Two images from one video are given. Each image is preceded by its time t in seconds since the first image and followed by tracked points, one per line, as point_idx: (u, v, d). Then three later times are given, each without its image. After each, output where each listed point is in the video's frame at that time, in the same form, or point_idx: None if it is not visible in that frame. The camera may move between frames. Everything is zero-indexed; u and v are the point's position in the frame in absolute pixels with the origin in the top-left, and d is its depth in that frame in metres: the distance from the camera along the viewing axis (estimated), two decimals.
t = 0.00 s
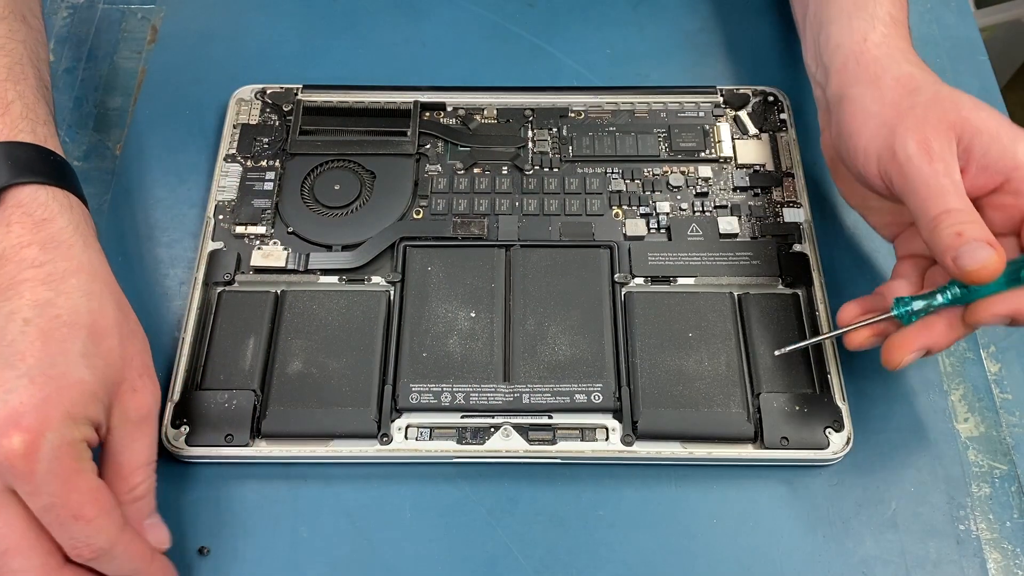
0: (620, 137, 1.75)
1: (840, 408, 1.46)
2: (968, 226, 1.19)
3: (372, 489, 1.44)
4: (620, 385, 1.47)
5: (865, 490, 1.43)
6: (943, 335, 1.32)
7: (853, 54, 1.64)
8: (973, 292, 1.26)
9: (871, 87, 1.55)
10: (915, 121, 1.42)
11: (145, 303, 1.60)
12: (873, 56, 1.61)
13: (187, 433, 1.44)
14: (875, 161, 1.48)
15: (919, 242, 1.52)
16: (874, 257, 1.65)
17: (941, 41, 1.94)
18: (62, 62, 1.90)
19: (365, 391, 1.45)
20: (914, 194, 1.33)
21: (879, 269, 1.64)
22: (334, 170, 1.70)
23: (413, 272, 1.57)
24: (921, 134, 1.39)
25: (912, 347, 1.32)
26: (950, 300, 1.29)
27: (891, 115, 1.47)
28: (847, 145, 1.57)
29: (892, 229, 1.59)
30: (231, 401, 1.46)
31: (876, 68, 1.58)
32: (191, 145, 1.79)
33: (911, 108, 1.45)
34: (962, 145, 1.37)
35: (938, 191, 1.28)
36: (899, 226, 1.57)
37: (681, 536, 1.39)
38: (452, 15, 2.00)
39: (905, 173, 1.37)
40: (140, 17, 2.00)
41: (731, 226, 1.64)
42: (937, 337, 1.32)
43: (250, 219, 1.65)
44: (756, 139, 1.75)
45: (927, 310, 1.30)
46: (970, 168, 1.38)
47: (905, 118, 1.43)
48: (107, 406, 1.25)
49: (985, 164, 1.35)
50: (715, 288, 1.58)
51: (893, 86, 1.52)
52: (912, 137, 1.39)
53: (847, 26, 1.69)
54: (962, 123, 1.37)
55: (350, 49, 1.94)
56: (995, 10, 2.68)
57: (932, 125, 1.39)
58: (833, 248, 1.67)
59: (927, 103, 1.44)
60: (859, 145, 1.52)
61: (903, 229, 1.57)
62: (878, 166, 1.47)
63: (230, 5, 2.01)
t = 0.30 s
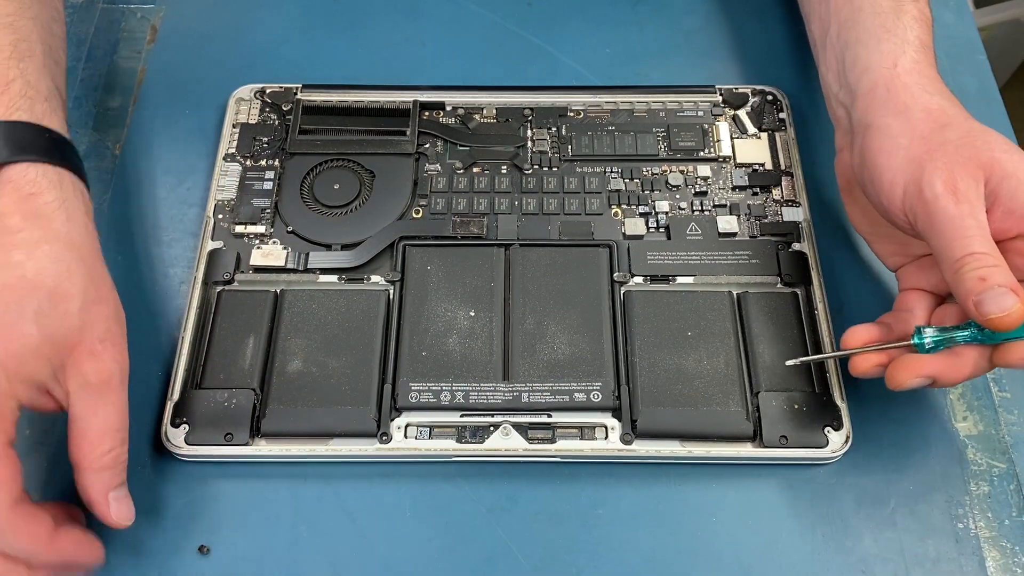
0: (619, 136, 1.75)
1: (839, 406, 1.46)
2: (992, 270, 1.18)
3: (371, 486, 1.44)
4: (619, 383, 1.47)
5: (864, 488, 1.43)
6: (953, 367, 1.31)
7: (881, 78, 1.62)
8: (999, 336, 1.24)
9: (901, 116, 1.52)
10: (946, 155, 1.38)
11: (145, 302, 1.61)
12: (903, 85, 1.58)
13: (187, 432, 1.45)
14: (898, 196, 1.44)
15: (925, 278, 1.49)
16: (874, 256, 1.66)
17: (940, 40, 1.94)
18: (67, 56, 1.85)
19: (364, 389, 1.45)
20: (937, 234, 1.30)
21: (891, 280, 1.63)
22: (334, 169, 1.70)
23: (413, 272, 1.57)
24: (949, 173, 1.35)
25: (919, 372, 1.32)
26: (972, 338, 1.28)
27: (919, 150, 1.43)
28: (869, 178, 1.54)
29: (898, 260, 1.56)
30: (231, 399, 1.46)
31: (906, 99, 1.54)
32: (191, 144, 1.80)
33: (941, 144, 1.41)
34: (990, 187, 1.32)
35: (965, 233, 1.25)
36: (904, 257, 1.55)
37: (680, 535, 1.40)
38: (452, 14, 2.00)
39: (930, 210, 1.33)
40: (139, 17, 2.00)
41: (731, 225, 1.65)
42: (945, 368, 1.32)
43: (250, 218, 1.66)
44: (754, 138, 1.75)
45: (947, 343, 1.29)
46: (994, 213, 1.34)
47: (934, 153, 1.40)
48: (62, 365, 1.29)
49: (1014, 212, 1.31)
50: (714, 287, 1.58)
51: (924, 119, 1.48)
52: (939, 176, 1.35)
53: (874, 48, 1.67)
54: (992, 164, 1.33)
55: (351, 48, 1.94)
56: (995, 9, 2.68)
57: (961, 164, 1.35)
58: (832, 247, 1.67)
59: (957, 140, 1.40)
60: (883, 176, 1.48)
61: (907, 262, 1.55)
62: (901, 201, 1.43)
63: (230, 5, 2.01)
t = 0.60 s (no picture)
0: (619, 134, 1.75)
1: (838, 403, 1.46)
2: (982, 267, 1.20)
3: (370, 484, 1.44)
4: (619, 380, 1.48)
5: (863, 485, 1.44)
6: (927, 346, 1.37)
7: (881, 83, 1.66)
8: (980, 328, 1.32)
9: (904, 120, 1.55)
10: (943, 160, 1.43)
11: (147, 300, 1.61)
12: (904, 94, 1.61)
13: (187, 429, 1.45)
14: (897, 196, 1.46)
15: (917, 280, 1.53)
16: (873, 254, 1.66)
17: (939, 39, 1.94)
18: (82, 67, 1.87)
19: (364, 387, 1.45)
20: (931, 232, 1.33)
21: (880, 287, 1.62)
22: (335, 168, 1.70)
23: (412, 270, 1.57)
24: (949, 176, 1.39)
25: (894, 340, 1.36)
26: (954, 325, 1.36)
27: (919, 151, 1.47)
28: (866, 180, 1.56)
29: (890, 264, 1.59)
30: (231, 398, 1.46)
31: (907, 107, 1.58)
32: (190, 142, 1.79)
33: (940, 149, 1.45)
34: (984, 194, 1.38)
35: (960, 231, 1.28)
36: (898, 261, 1.59)
37: (680, 532, 1.40)
38: (452, 13, 2.00)
39: (929, 205, 1.36)
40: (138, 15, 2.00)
41: (730, 223, 1.65)
42: (920, 346, 1.37)
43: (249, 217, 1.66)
44: (754, 137, 1.76)
45: (929, 325, 1.37)
46: (987, 218, 1.38)
47: (934, 156, 1.44)
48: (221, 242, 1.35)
49: (1005, 221, 1.36)
50: (713, 285, 1.59)
51: (923, 125, 1.52)
52: (939, 177, 1.39)
53: (875, 59, 1.70)
54: (988, 174, 1.38)
55: (350, 46, 1.94)
56: (994, 7, 2.68)
57: (959, 170, 1.40)
58: (831, 245, 1.67)
59: (955, 147, 1.44)
60: (880, 176, 1.51)
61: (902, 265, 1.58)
62: (899, 200, 1.46)
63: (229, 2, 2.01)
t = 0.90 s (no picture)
0: (618, 132, 1.76)
1: (837, 399, 1.46)
2: (956, 249, 1.26)
3: (371, 481, 1.44)
4: (618, 377, 1.48)
5: (862, 481, 1.44)
6: (906, 327, 1.41)
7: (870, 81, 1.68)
8: (957, 309, 1.35)
9: (884, 111, 1.60)
10: (920, 148, 1.48)
11: (148, 298, 1.61)
12: (888, 89, 1.65)
13: (187, 427, 1.45)
14: (877, 183, 1.52)
15: (902, 267, 1.55)
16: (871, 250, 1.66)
17: (937, 37, 1.95)
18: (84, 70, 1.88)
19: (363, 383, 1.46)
20: (909, 216, 1.38)
21: (868, 277, 1.63)
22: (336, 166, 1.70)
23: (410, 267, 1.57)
24: (926, 163, 1.45)
25: (875, 325, 1.40)
26: (932, 305, 1.38)
27: (897, 139, 1.52)
28: (849, 168, 1.60)
29: (876, 252, 1.61)
30: (231, 395, 1.47)
31: (890, 100, 1.62)
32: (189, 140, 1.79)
33: (920, 137, 1.51)
34: (961, 179, 1.43)
35: (936, 215, 1.34)
36: (883, 249, 1.60)
37: (679, 528, 1.40)
38: (451, 11, 2.01)
39: (905, 193, 1.42)
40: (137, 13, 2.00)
41: (729, 220, 1.65)
42: (900, 327, 1.41)
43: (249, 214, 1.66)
44: (753, 134, 1.76)
45: (909, 306, 1.39)
46: (964, 203, 1.44)
47: (912, 144, 1.49)
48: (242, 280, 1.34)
49: (980, 202, 1.42)
50: (713, 282, 1.59)
51: (904, 116, 1.57)
52: (917, 164, 1.45)
53: (860, 56, 1.73)
54: (964, 159, 1.44)
55: (350, 45, 1.94)
56: (992, 6, 2.69)
57: (935, 157, 1.45)
58: (829, 242, 1.67)
59: (934, 136, 1.50)
60: (864, 164, 1.55)
61: (885, 253, 1.60)
62: (879, 187, 1.51)
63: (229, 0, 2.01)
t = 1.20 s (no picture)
0: (618, 130, 1.76)
1: (836, 397, 1.47)
2: (955, 243, 1.27)
3: (370, 477, 1.44)
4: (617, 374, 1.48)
5: (861, 478, 1.44)
6: (904, 322, 1.40)
7: (868, 78, 1.68)
8: (955, 304, 1.36)
9: (883, 107, 1.60)
10: (918, 143, 1.48)
11: (148, 295, 1.62)
12: (885, 87, 1.65)
13: (187, 424, 1.45)
14: (875, 178, 1.52)
15: (900, 263, 1.55)
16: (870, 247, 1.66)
17: (937, 34, 1.95)
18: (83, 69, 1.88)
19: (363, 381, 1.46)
20: (906, 210, 1.39)
21: (867, 273, 1.63)
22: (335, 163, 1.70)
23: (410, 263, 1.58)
24: (923, 158, 1.45)
25: (873, 319, 1.40)
26: (929, 300, 1.39)
27: (895, 134, 1.53)
28: (848, 165, 1.60)
29: (875, 250, 1.61)
30: (231, 392, 1.47)
31: (888, 97, 1.62)
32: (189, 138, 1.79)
33: (917, 133, 1.51)
34: (958, 174, 1.43)
35: (933, 209, 1.34)
36: (882, 246, 1.60)
37: (679, 525, 1.40)
38: (450, 8, 2.01)
39: (903, 188, 1.42)
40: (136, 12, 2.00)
41: (728, 217, 1.65)
42: (898, 322, 1.41)
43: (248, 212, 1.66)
44: (752, 131, 1.76)
45: (906, 301, 1.40)
46: (962, 198, 1.44)
47: (910, 140, 1.49)
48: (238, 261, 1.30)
49: (978, 197, 1.42)
50: (712, 279, 1.59)
51: (901, 113, 1.57)
52: (915, 159, 1.45)
53: (858, 54, 1.73)
54: (961, 154, 1.44)
55: (349, 42, 1.94)
56: (991, 4, 2.69)
57: (933, 153, 1.45)
58: (828, 239, 1.67)
59: (932, 132, 1.50)
60: (861, 160, 1.56)
61: (885, 250, 1.60)
62: (877, 183, 1.51)
63: None
